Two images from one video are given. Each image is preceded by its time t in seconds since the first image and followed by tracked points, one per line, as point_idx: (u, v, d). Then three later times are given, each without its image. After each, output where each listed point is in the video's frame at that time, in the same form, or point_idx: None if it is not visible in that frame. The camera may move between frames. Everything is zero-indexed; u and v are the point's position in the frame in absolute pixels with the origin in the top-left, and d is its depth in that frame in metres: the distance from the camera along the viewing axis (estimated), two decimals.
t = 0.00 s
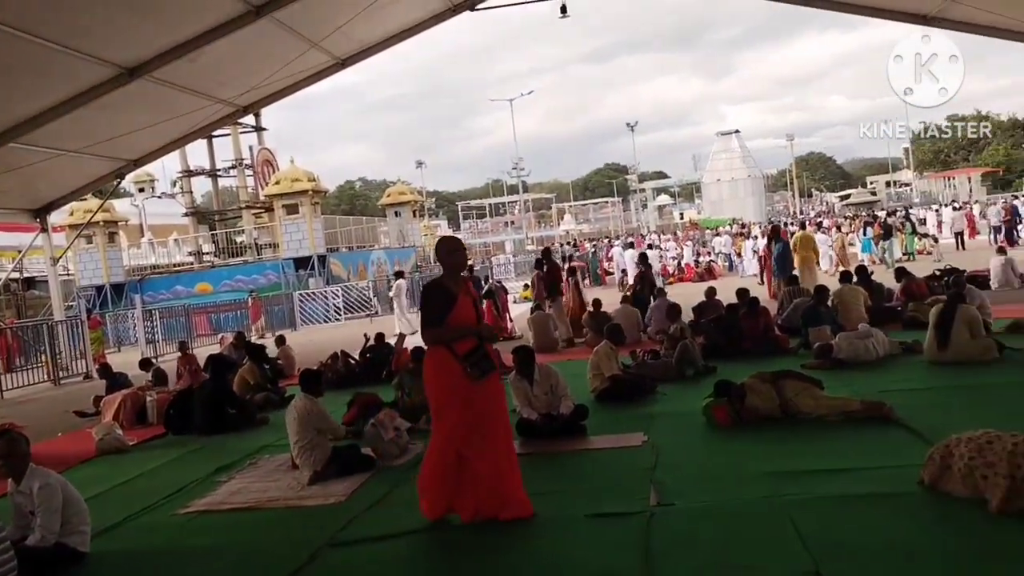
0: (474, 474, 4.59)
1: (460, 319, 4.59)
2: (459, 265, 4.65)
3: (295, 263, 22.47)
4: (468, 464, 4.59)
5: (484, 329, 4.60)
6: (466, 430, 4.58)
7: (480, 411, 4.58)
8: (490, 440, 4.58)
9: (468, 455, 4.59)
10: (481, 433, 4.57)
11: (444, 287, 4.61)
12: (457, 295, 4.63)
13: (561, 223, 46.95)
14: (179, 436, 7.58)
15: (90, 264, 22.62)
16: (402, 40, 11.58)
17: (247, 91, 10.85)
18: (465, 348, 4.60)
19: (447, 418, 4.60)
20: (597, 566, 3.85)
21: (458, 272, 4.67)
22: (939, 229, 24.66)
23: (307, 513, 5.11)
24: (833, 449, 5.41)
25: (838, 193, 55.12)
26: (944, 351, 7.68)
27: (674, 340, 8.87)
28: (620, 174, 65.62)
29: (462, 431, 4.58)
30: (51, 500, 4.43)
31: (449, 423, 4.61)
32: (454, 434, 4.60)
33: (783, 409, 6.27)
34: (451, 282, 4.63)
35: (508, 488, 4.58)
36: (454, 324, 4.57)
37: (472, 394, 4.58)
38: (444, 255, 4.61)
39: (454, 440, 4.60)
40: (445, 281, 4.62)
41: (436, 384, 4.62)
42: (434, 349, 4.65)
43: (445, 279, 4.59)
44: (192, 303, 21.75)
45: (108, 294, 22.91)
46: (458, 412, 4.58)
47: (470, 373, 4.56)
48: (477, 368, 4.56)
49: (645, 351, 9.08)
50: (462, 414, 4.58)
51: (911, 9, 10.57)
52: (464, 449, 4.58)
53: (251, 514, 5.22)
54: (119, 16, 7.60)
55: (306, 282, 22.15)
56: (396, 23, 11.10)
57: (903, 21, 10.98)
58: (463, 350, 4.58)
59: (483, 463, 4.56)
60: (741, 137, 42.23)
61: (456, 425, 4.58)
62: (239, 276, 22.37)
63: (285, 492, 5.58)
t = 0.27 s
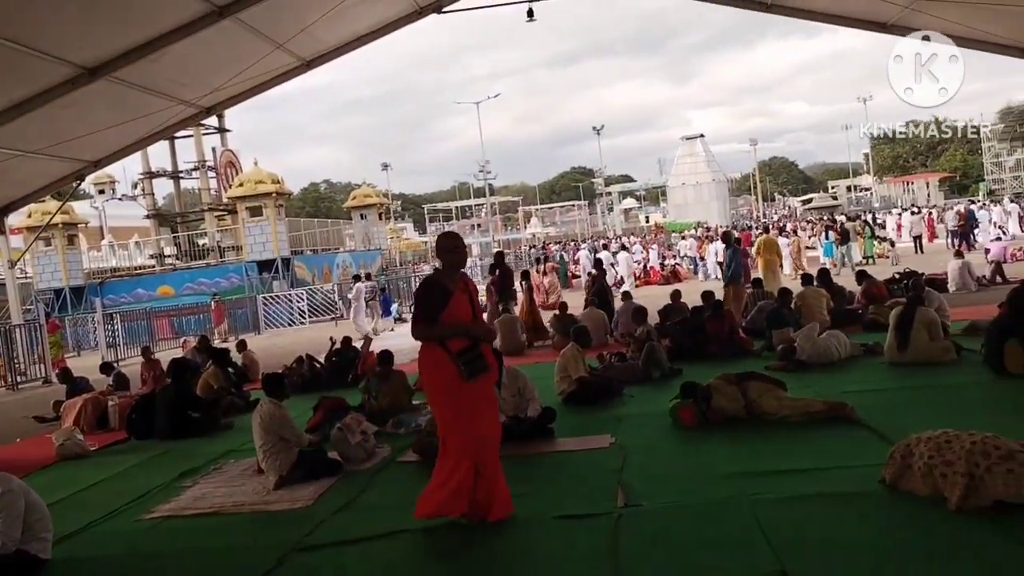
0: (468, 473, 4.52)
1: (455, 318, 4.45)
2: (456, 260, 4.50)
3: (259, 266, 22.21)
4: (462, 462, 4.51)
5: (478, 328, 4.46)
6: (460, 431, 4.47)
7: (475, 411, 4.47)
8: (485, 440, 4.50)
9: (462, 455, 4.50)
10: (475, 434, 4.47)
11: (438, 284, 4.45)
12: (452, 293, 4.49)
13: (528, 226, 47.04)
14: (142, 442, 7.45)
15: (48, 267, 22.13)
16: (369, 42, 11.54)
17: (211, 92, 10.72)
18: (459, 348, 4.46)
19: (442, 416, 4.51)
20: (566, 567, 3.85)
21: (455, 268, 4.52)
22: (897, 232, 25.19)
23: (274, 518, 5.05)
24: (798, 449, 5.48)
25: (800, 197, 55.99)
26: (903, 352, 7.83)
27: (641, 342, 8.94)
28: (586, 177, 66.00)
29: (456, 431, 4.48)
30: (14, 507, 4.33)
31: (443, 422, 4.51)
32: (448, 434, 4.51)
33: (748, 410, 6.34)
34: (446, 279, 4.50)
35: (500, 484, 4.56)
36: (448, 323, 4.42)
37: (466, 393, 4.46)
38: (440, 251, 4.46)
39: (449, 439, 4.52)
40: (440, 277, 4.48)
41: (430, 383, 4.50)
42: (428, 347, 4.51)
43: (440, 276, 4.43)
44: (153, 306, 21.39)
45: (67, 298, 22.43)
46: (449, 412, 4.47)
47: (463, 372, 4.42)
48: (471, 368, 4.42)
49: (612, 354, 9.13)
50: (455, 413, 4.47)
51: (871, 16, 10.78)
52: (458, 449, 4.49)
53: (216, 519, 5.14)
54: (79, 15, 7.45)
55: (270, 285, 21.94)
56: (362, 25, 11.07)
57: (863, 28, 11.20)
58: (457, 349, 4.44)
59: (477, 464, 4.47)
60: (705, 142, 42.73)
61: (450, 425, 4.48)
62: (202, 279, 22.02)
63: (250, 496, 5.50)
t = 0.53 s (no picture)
0: (475, 479, 4.30)
1: (464, 317, 4.29)
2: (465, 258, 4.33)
3: (236, 266, 22.06)
4: (469, 467, 4.29)
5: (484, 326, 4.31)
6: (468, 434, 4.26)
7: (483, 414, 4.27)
8: (494, 444, 4.30)
9: (469, 459, 4.28)
10: (484, 438, 4.26)
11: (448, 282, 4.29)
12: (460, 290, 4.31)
13: (506, 226, 47.13)
14: (119, 441, 7.39)
15: (21, 266, 21.83)
16: (348, 40, 11.52)
17: (187, 90, 10.62)
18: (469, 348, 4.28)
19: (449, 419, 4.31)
20: (546, 564, 3.86)
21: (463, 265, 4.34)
22: (872, 233, 25.53)
23: (254, 515, 5.03)
24: (776, 446, 5.54)
25: (776, 198, 56.57)
26: (878, 351, 7.94)
27: (620, 341, 8.99)
28: (563, 178, 66.20)
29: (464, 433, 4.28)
30: None
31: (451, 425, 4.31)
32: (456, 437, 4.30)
33: (725, 408, 6.40)
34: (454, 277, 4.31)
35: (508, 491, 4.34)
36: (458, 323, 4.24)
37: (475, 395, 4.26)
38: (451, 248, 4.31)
39: (455, 442, 4.31)
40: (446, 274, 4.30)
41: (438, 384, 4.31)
42: (436, 347, 4.33)
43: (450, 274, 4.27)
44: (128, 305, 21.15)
45: (42, 297, 22.13)
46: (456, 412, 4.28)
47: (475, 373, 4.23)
48: (481, 368, 4.23)
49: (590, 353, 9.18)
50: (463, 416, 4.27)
51: (845, 18, 10.92)
52: (466, 453, 4.27)
53: (196, 518, 5.11)
54: (55, 12, 7.36)
55: (247, 283, 21.69)
56: (341, 23, 11.05)
57: (839, 30, 11.34)
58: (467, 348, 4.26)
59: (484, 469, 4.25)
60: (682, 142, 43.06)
61: (458, 427, 4.28)
62: (178, 278, 21.81)
63: (230, 494, 5.48)
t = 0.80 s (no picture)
0: (487, 473, 4.29)
1: (477, 312, 4.31)
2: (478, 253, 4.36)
3: (218, 262, 21.93)
4: (481, 461, 4.28)
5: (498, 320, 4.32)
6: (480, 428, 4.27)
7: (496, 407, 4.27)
8: (506, 438, 4.29)
9: (482, 454, 4.27)
10: (496, 431, 4.27)
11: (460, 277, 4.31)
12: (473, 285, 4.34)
13: (490, 223, 47.11)
14: (100, 437, 7.34)
15: None
16: (333, 36, 11.48)
17: (170, 85, 10.55)
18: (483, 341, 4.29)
19: (461, 414, 4.31)
20: (531, 559, 3.89)
21: (476, 261, 4.37)
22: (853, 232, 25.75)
23: (237, 512, 5.01)
24: (758, 443, 5.59)
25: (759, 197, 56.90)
26: (860, 349, 8.02)
27: (604, 339, 9.03)
28: (548, 176, 66.26)
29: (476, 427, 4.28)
30: None
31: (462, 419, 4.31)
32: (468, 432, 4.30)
33: (709, 405, 6.45)
34: (467, 272, 4.35)
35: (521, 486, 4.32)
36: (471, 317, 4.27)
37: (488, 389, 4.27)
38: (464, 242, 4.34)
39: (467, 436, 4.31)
40: (458, 269, 4.34)
41: (450, 378, 4.32)
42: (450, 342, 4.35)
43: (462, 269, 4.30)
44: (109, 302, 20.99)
45: (22, 293, 21.91)
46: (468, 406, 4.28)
47: (489, 365, 4.24)
48: (495, 361, 4.25)
49: (574, 350, 9.21)
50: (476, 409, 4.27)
51: (830, 19, 11.01)
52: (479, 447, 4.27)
53: (179, 514, 5.09)
54: (37, 5, 7.28)
55: (230, 280, 21.60)
56: (326, 19, 11.01)
57: (823, 30, 11.42)
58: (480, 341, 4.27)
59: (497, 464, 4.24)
60: (666, 141, 43.22)
61: (470, 421, 4.28)
62: (160, 275, 21.66)
63: (213, 491, 5.46)
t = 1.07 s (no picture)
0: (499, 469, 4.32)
1: (499, 308, 4.32)
2: (501, 248, 4.35)
3: (208, 257, 21.86)
4: (495, 458, 4.32)
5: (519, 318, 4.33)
6: (496, 421, 4.30)
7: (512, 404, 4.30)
8: (521, 437, 4.31)
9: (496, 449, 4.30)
10: (511, 429, 4.29)
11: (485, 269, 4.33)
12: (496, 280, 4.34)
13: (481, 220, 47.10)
14: (89, 433, 7.32)
15: None
16: (325, 31, 11.45)
17: (160, 79, 10.50)
18: (503, 336, 4.32)
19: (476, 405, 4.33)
20: (520, 554, 3.90)
21: (499, 255, 4.37)
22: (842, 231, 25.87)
23: (226, 507, 5.00)
24: (746, 439, 5.62)
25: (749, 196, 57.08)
26: (849, 347, 8.06)
27: (594, 335, 9.05)
28: (539, 173, 66.25)
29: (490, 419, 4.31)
30: None
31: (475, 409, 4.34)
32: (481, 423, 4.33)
33: (698, 402, 6.48)
34: (489, 267, 4.35)
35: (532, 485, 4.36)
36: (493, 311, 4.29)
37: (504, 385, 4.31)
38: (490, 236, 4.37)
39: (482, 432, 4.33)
40: (482, 263, 4.34)
41: (468, 368, 4.35)
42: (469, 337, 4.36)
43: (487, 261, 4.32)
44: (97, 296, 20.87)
45: (9, 287, 21.76)
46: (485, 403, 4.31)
47: (507, 363, 4.26)
48: (513, 360, 4.27)
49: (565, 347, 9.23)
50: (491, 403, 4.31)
51: (821, 17, 11.05)
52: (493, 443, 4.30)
53: (167, 509, 5.08)
54: None
55: (219, 276, 21.63)
56: (318, 14, 10.99)
57: (815, 28, 11.46)
58: (500, 338, 4.29)
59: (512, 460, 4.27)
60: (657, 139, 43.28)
61: (485, 416, 4.31)
62: (149, 270, 21.54)
63: (202, 486, 5.44)
